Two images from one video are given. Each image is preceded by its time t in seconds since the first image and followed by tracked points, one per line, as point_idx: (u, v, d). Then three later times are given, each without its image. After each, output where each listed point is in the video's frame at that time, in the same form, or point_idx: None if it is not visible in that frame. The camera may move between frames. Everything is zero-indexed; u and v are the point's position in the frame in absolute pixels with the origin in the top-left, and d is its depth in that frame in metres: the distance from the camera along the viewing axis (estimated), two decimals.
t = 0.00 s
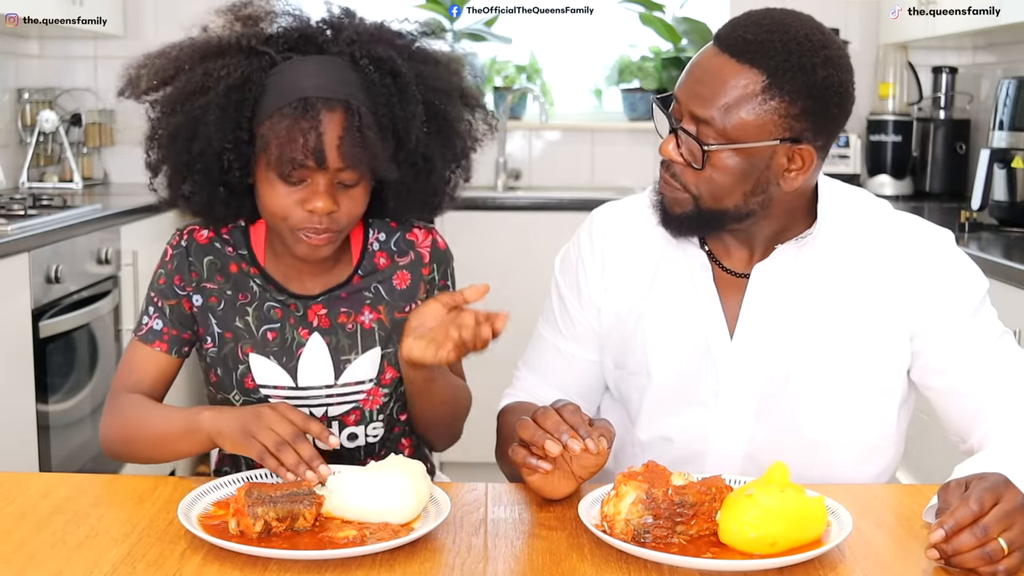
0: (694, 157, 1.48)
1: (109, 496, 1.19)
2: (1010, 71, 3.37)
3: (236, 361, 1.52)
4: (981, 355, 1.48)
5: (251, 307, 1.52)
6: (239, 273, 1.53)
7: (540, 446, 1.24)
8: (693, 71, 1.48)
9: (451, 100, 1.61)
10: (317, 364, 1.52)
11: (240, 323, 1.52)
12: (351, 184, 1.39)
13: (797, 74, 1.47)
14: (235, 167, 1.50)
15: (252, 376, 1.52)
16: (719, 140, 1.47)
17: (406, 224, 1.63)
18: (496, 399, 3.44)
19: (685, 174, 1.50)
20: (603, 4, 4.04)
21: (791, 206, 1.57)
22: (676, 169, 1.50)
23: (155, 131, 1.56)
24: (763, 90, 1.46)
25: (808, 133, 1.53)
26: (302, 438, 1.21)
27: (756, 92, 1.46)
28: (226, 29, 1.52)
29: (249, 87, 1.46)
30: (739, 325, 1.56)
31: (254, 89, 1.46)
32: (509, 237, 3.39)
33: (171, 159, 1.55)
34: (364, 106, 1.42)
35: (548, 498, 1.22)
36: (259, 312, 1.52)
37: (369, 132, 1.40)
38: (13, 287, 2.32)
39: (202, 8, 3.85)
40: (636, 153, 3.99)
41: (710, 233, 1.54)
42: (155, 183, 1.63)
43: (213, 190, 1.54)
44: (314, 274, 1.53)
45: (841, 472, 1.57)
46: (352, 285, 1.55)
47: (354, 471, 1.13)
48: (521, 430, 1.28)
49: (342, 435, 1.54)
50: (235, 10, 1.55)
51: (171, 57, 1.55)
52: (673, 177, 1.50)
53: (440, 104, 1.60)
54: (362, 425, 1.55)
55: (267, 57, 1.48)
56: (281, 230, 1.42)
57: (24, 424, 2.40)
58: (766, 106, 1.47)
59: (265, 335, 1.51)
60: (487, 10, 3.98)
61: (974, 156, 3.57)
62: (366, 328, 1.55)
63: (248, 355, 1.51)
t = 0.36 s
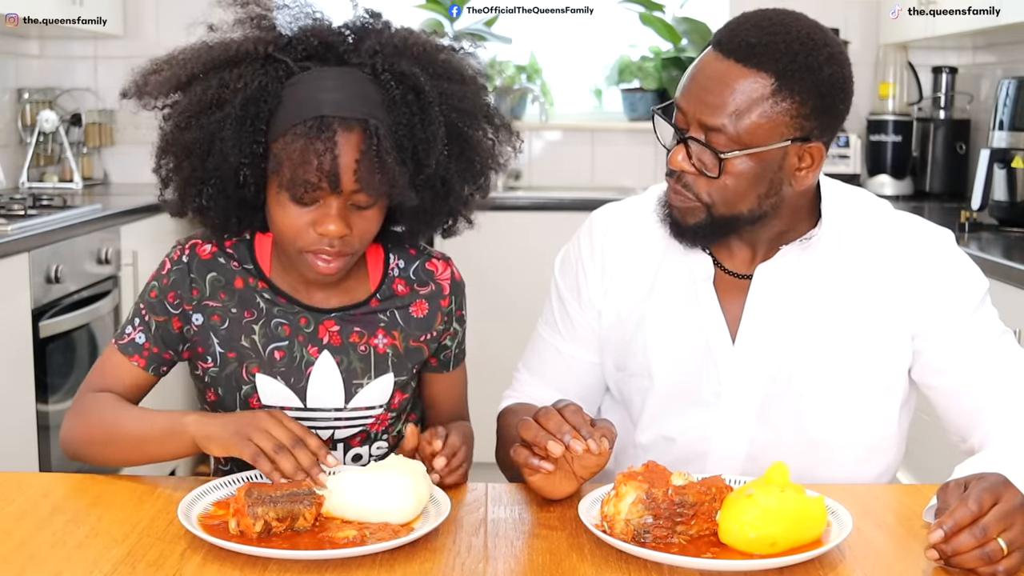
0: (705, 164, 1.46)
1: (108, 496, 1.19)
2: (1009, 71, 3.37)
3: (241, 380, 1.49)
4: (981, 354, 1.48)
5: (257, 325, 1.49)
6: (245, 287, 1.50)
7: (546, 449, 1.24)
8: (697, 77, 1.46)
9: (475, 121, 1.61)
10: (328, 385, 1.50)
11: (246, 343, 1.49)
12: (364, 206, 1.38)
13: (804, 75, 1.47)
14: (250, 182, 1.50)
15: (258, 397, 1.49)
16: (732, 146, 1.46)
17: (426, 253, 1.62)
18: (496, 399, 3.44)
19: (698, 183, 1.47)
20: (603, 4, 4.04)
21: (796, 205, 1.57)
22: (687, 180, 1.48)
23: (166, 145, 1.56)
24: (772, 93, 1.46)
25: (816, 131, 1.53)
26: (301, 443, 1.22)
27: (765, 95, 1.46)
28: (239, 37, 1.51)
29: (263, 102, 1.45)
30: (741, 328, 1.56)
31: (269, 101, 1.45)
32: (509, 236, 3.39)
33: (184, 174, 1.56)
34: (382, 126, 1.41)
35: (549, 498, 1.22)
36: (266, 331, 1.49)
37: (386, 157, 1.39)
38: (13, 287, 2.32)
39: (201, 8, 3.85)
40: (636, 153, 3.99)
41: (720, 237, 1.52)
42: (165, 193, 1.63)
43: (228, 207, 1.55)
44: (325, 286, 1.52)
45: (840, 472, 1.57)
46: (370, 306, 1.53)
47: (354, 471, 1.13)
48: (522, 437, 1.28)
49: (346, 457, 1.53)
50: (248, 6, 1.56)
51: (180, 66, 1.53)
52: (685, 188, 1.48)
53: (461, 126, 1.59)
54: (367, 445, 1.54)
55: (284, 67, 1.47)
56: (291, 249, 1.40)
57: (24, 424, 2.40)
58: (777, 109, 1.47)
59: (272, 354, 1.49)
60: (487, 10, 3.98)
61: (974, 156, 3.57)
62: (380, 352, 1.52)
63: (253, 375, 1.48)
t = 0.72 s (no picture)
0: (714, 162, 1.45)
1: (108, 496, 1.19)
2: (1009, 71, 3.37)
3: (248, 373, 1.50)
4: (982, 354, 1.48)
5: (264, 319, 1.50)
6: (251, 283, 1.51)
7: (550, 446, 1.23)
8: (703, 76, 1.45)
9: (470, 103, 1.61)
10: (334, 378, 1.50)
11: (254, 336, 1.49)
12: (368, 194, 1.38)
13: (810, 74, 1.48)
14: (252, 178, 1.51)
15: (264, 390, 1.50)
16: (741, 146, 1.45)
17: (427, 248, 1.61)
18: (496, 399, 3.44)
19: (705, 183, 1.47)
20: (603, 4, 4.04)
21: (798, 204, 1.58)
22: (695, 179, 1.47)
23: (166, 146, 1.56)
24: (780, 91, 1.46)
25: (821, 129, 1.53)
26: (302, 429, 1.15)
27: (773, 94, 1.45)
28: (232, 37, 1.52)
29: (261, 98, 1.46)
30: (744, 329, 1.55)
31: (267, 96, 1.46)
32: (510, 236, 3.39)
33: (187, 174, 1.55)
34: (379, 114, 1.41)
35: (552, 497, 1.22)
36: (272, 325, 1.50)
37: (386, 144, 1.40)
38: (13, 287, 2.32)
39: (201, 8, 3.85)
40: (636, 153, 3.99)
41: (725, 238, 1.51)
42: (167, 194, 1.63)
43: (233, 204, 1.53)
44: (330, 280, 1.51)
45: (839, 472, 1.57)
46: (372, 301, 1.53)
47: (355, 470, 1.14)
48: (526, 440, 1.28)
49: (350, 453, 1.53)
50: (238, 8, 1.56)
51: (176, 68, 1.53)
52: (692, 187, 1.47)
53: (459, 110, 1.59)
54: (371, 442, 1.54)
55: (278, 62, 1.47)
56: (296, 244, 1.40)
57: (24, 424, 2.40)
58: (785, 106, 1.47)
59: (279, 348, 1.49)
60: (487, 10, 3.98)
61: (974, 156, 3.57)
62: (385, 346, 1.52)
63: (260, 368, 1.49)
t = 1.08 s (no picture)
0: (782, 180, 1.40)
1: (108, 496, 1.19)
2: (1009, 71, 3.37)
3: (255, 360, 1.48)
4: (982, 351, 1.48)
5: (271, 307, 1.49)
6: (256, 273, 1.50)
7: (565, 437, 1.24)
8: (758, 93, 1.38)
9: (455, 74, 1.63)
10: (341, 367, 1.49)
11: (261, 322, 1.48)
12: (369, 168, 1.39)
13: (855, 76, 1.45)
14: (253, 164, 1.49)
15: (270, 377, 1.49)
16: (799, 160, 1.40)
17: (421, 238, 1.61)
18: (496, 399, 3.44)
19: (766, 201, 1.41)
20: (603, 4, 4.04)
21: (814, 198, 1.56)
22: (756, 198, 1.40)
23: (163, 142, 1.56)
24: (832, 100, 1.41)
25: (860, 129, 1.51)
26: (338, 446, 1.12)
27: (826, 104, 1.41)
28: (219, 31, 1.52)
29: (255, 82, 1.46)
30: (755, 332, 1.55)
31: (261, 83, 1.46)
32: (509, 236, 3.39)
33: (188, 164, 1.55)
34: (373, 86, 1.43)
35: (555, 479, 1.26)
36: (279, 314, 1.49)
37: (384, 113, 1.40)
38: (13, 287, 2.32)
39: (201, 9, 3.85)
40: (636, 153, 3.99)
41: (777, 249, 1.47)
42: (167, 193, 1.63)
43: (235, 195, 1.53)
44: (329, 272, 1.51)
45: (838, 471, 1.57)
46: (373, 290, 1.53)
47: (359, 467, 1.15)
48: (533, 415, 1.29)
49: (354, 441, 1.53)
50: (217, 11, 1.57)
51: (167, 64, 1.53)
52: (753, 206, 1.41)
53: (447, 81, 1.62)
54: (375, 430, 1.54)
55: (269, 51, 1.48)
56: (301, 225, 1.41)
57: (25, 423, 2.40)
58: (841, 110, 1.43)
59: (286, 335, 1.49)
60: (487, 10, 3.98)
61: (974, 156, 3.57)
62: (388, 334, 1.52)
63: (267, 354, 1.48)
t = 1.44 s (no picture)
0: (816, 190, 1.38)
1: (108, 496, 1.19)
2: (1009, 71, 3.37)
3: (253, 354, 1.48)
4: (989, 354, 1.47)
5: (270, 302, 1.49)
6: (254, 269, 1.50)
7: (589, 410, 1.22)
8: (797, 103, 1.37)
9: (452, 72, 1.63)
10: (338, 363, 1.49)
11: (260, 316, 1.49)
12: (360, 164, 1.39)
13: (892, 88, 1.43)
14: (245, 158, 1.51)
15: (268, 372, 1.48)
16: (836, 172, 1.38)
17: (418, 236, 1.61)
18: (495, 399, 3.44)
19: (799, 211, 1.40)
20: (603, 4, 4.04)
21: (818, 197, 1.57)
22: (790, 207, 1.40)
23: (157, 134, 1.56)
24: (871, 113, 1.40)
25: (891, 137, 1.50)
26: (353, 445, 1.12)
27: (867, 118, 1.39)
28: (218, 26, 1.53)
29: (250, 76, 1.47)
30: (768, 332, 1.54)
31: (254, 78, 1.47)
32: (509, 236, 3.39)
33: (181, 156, 1.55)
34: (365, 82, 1.43)
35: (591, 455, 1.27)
36: (277, 309, 1.49)
37: (375, 109, 1.40)
38: (13, 287, 2.32)
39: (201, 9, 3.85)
40: (637, 153, 3.99)
41: (804, 255, 1.47)
42: (162, 184, 1.64)
43: (227, 187, 1.54)
44: (326, 267, 1.52)
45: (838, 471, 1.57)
46: (371, 286, 1.53)
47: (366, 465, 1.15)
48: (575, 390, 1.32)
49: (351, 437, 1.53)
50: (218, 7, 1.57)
51: (164, 58, 1.54)
52: (788, 215, 1.40)
53: (443, 79, 1.61)
54: (373, 426, 1.54)
55: (265, 46, 1.48)
56: (292, 220, 1.41)
57: (24, 424, 2.40)
58: (878, 123, 1.41)
59: (284, 330, 1.49)
60: (487, 10, 3.97)
61: (974, 156, 3.57)
62: (385, 330, 1.52)
63: (267, 348, 1.48)
